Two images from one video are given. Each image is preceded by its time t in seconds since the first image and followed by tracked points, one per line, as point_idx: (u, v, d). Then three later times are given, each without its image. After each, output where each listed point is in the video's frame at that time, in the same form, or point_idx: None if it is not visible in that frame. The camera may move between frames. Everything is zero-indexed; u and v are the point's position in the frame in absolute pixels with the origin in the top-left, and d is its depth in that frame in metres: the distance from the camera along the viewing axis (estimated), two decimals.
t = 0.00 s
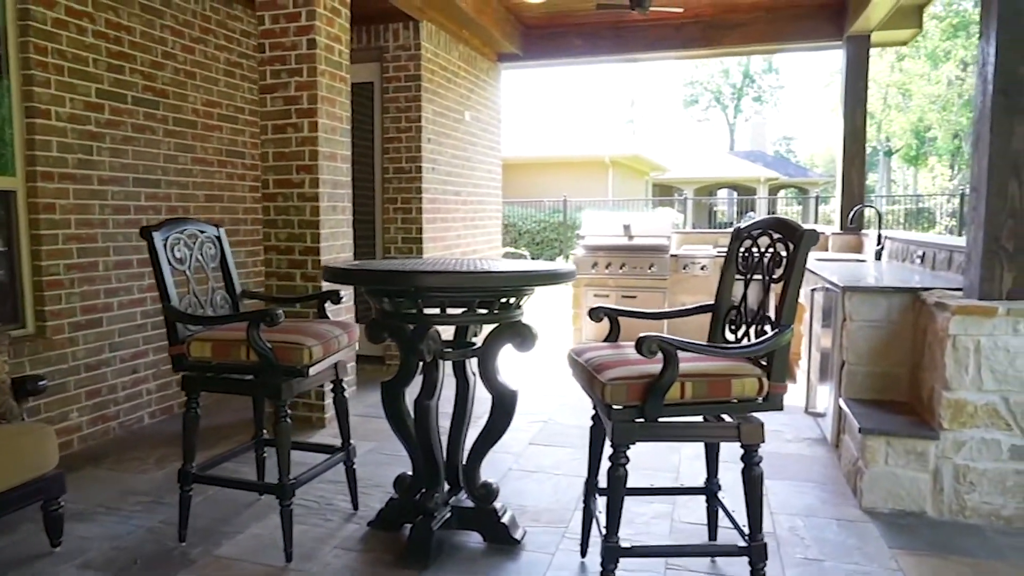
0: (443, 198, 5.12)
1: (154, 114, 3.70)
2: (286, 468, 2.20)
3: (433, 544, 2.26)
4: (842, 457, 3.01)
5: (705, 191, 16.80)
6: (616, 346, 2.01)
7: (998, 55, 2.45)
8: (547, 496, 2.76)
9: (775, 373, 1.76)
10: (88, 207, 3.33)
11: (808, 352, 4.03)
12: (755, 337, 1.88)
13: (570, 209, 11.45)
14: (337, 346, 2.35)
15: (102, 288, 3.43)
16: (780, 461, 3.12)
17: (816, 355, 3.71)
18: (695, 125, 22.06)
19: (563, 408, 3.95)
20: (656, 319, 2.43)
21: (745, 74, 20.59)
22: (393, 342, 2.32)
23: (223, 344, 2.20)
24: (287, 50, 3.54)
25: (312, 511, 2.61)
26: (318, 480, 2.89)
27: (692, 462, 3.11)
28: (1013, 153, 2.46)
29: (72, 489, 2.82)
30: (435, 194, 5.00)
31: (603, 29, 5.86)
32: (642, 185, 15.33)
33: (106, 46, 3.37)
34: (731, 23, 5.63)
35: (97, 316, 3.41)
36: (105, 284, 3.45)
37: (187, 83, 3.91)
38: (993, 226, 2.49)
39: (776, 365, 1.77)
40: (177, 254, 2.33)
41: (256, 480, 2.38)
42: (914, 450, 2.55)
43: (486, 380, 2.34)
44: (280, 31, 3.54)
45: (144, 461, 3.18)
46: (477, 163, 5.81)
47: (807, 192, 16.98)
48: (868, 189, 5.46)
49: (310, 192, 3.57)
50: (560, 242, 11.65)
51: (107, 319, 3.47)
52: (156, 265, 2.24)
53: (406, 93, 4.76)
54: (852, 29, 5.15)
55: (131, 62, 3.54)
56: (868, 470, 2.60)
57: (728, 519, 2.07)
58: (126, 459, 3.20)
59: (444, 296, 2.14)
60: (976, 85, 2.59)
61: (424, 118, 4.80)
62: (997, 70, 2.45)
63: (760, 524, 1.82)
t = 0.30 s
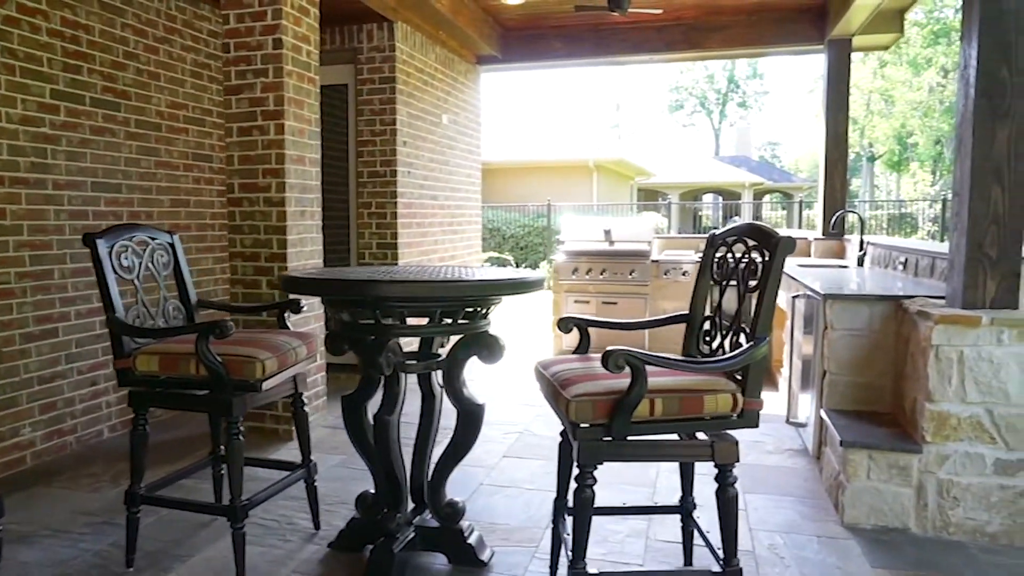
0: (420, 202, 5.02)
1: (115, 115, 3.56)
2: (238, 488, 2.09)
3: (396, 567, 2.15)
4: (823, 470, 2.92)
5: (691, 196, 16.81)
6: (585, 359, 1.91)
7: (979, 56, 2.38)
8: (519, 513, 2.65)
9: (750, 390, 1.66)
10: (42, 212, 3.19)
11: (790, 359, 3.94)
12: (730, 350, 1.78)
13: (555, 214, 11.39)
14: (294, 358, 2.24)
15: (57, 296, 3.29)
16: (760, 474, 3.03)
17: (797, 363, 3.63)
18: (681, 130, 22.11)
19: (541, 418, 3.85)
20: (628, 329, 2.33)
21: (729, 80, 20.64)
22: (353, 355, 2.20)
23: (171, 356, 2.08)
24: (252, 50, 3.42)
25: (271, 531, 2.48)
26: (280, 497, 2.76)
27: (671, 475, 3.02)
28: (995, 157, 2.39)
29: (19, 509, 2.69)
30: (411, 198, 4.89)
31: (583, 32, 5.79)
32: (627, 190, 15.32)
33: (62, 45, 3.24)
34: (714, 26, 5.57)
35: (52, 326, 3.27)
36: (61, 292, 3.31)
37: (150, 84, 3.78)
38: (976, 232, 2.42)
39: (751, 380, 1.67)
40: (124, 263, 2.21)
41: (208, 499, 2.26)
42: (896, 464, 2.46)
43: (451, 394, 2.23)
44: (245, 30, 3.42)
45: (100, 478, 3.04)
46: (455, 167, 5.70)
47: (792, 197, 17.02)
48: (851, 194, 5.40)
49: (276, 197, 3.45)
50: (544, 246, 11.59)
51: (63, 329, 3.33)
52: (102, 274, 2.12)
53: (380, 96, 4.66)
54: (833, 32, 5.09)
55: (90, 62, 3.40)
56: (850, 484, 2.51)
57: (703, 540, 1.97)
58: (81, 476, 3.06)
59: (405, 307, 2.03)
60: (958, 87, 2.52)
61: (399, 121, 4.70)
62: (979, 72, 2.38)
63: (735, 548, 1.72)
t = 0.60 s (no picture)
0: (399, 201, 4.92)
1: (77, 111, 3.43)
2: (191, 502, 1.99)
3: None
4: (806, 475, 2.85)
5: (679, 195, 16.78)
6: (554, 366, 1.83)
7: (963, 51, 2.31)
8: (492, 522, 2.55)
9: (724, 399, 1.58)
10: None
11: (773, 361, 3.87)
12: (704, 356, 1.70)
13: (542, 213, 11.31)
14: (253, 364, 2.14)
15: (16, 299, 3.17)
16: (742, 479, 2.96)
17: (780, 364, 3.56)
18: (669, 129, 22.08)
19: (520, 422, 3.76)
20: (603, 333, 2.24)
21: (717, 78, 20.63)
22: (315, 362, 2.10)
23: (120, 363, 1.98)
24: (219, 44, 3.32)
25: (231, 543, 2.38)
26: (245, 507, 2.66)
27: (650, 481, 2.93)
28: (980, 154, 2.32)
29: None
30: (389, 197, 4.79)
31: (566, 28, 5.70)
32: (615, 189, 15.27)
33: (20, 38, 3.12)
34: (698, 22, 5.50)
35: (10, 329, 3.14)
36: (19, 294, 3.19)
37: (117, 79, 3.64)
38: (960, 232, 2.35)
39: (725, 389, 1.59)
40: (74, 265, 2.10)
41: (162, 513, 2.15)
42: (879, 470, 2.39)
43: (417, 401, 2.14)
44: (212, 23, 3.32)
45: (59, 487, 2.93)
46: (435, 165, 5.60)
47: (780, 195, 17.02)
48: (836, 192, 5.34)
49: (245, 195, 3.34)
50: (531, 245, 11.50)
51: (22, 332, 3.21)
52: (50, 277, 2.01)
53: (357, 92, 4.56)
54: (818, 29, 5.03)
55: (50, 56, 3.28)
56: (832, 491, 2.43)
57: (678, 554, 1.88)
58: (39, 485, 2.95)
59: (366, 311, 1.94)
60: (942, 83, 2.46)
61: (376, 118, 4.61)
62: (964, 66, 2.31)
63: (710, 565, 1.64)
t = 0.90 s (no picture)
0: (375, 199, 4.83)
1: (37, 106, 3.32)
2: (144, 511, 1.89)
3: None
4: (785, 478, 2.79)
5: (665, 193, 16.79)
6: (520, 368, 1.75)
7: (942, 46, 2.26)
8: (461, 529, 2.48)
9: (693, 403, 1.52)
10: None
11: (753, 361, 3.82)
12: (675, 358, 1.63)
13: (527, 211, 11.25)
14: (208, 368, 2.06)
15: None
16: (721, 481, 2.90)
17: (759, 363, 3.51)
18: (655, 127, 22.11)
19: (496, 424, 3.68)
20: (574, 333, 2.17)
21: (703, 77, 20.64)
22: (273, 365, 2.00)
23: (65, 368, 1.90)
24: (185, 36, 3.22)
25: (190, 553, 2.29)
26: (207, 515, 2.57)
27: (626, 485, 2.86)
28: (959, 150, 2.27)
29: None
30: (365, 194, 4.71)
31: (547, 24, 5.64)
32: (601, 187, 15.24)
33: None
34: (680, 19, 5.45)
35: None
36: None
37: (80, 73, 3.53)
38: (939, 230, 2.30)
39: (694, 393, 1.52)
40: (21, 264, 2.01)
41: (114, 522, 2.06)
42: (856, 473, 2.34)
43: (380, 405, 2.06)
44: (177, 15, 3.22)
45: (16, 494, 2.82)
46: (413, 162, 5.52)
47: (766, 194, 17.05)
48: (818, 191, 5.30)
49: (212, 192, 3.25)
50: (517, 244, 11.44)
51: None
52: None
53: (332, 87, 4.48)
54: (799, 26, 4.99)
55: (7, 48, 3.17)
56: (810, 495, 2.38)
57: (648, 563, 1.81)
58: None
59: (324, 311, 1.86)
60: (921, 78, 2.40)
61: (352, 114, 4.53)
62: (942, 61, 2.26)
63: None
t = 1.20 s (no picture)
0: (350, 194, 4.73)
1: None
2: (89, 523, 1.79)
3: None
4: (764, 481, 2.73)
5: (652, 190, 16.74)
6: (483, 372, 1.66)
7: (923, 37, 2.19)
8: (429, 537, 2.39)
9: (662, 409, 1.43)
10: None
11: (734, 360, 3.76)
12: (644, 361, 1.55)
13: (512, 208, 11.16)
14: (159, 371, 1.98)
15: None
16: (699, 484, 2.83)
17: (740, 363, 3.44)
18: (641, 124, 22.09)
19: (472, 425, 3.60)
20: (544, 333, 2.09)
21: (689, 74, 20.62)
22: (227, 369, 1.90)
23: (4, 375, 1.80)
24: (146, 26, 3.11)
25: (144, 565, 2.19)
26: (166, 524, 2.46)
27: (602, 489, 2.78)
28: (941, 144, 2.21)
29: None
30: (339, 191, 4.60)
31: (527, 17, 5.54)
32: (587, 184, 15.18)
33: None
34: (662, 13, 5.37)
35: None
36: None
37: (39, 64, 3.39)
38: (921, 226, 2.24)
39: (663, 398, 1.44)
40: None
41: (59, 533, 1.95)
42: (836, 476, 2.27)
43: (341, 409, 1.97)
44: (139, 3, 3.11)
45: None
46: (390, 158, 5.42)
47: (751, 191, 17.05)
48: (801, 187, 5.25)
49: (175, 187, 3.14)
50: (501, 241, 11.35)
51: None
52: None
53: (305, 81, 4.37)
54: (782, 20, 4.92)
55: None
56: (789, 499, 2.31)
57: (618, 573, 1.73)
58: None
59: (278, 313, 1.76)
60: (902, 70, 2.34)
61: (326, 108, 4.42)
62: (924, 52, 2.19)
63: None
